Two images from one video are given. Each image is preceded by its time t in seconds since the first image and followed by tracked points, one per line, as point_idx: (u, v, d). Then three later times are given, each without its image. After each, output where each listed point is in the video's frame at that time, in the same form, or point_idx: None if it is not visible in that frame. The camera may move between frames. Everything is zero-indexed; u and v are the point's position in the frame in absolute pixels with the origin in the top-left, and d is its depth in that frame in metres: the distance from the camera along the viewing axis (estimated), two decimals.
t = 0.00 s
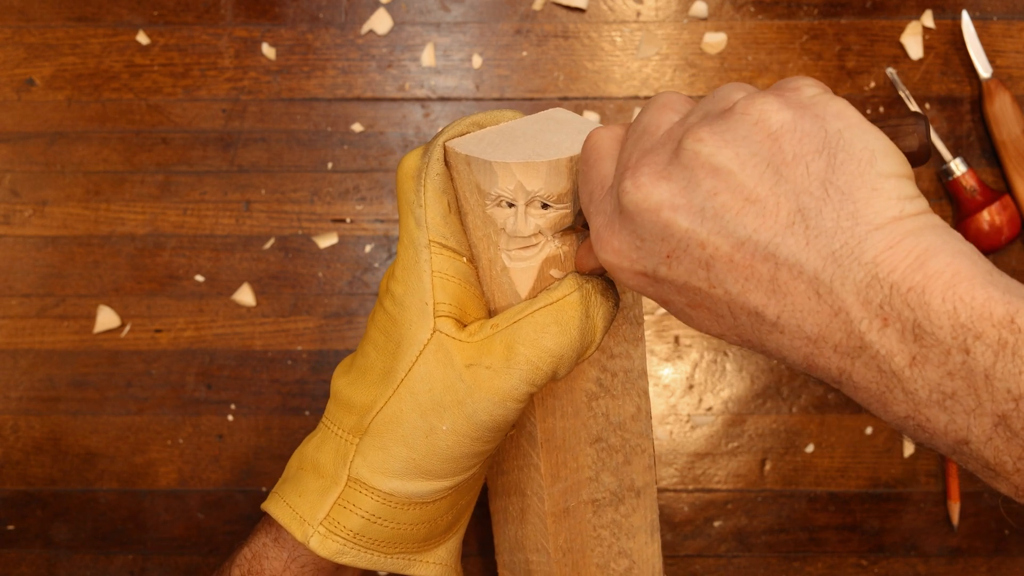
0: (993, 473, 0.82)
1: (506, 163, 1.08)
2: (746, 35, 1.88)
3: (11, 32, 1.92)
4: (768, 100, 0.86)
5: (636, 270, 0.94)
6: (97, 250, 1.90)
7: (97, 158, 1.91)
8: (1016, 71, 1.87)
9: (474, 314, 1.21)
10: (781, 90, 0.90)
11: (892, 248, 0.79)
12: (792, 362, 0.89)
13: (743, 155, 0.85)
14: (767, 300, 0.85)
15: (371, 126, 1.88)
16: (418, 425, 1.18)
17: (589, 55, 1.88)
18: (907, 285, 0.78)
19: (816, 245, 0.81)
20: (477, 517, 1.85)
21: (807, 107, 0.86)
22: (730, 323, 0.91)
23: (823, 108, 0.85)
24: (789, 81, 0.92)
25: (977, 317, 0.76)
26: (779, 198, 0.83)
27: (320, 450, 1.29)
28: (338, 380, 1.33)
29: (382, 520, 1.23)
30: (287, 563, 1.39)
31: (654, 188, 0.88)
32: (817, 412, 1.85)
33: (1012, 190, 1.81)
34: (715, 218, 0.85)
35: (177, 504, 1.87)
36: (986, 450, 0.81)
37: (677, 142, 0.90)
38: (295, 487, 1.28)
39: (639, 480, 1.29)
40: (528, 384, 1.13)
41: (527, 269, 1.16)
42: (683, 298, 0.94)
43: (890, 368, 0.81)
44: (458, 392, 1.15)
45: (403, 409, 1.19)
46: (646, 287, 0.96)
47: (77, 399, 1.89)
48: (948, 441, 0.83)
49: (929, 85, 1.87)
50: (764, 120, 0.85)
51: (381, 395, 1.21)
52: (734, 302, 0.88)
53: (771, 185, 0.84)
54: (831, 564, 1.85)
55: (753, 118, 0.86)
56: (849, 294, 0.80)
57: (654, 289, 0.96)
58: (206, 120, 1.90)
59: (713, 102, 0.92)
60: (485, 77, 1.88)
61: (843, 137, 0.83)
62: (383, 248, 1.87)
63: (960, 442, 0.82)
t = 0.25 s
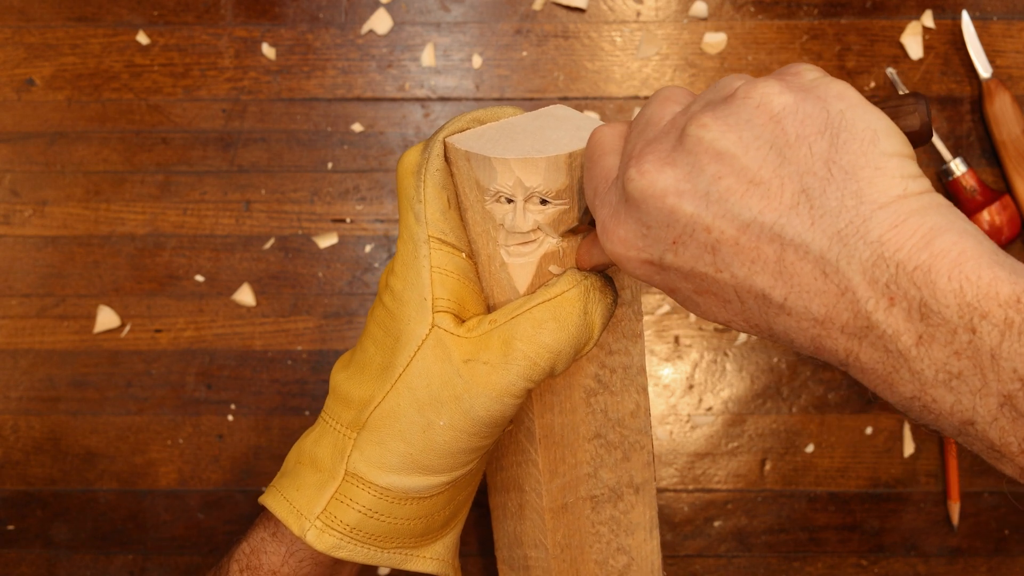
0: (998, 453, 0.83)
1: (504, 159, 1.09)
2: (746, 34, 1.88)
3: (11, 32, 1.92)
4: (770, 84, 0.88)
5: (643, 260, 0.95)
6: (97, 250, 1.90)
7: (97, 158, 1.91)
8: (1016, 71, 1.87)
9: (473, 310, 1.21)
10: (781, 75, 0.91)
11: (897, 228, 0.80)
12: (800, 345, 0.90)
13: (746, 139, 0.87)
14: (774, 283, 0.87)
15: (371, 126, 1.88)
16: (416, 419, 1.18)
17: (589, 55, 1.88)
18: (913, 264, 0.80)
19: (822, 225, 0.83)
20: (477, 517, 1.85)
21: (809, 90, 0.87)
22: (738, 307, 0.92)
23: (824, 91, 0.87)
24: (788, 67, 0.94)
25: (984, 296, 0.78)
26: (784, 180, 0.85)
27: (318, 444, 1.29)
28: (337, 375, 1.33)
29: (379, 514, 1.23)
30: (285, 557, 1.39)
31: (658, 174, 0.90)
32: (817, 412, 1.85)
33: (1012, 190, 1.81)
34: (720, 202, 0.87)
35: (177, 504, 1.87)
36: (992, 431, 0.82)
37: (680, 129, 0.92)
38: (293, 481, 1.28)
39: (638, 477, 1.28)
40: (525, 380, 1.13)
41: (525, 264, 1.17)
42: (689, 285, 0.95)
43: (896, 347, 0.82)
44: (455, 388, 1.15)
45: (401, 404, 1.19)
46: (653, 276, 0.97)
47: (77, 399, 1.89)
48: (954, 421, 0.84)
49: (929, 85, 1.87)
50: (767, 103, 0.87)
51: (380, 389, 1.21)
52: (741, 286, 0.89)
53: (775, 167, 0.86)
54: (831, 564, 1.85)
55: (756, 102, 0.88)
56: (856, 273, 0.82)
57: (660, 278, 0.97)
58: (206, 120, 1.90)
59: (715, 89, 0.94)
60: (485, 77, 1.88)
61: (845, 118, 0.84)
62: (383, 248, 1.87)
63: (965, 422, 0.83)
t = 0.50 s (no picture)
0: (1002, 449, 0.83)
1: (501, 159, 1.08)
2: (746, 35, 1.88)
3: (11, 32, 1.92)
4: (770, 81, 0.88)
5: (646, 259, 0.95)
6: (97, 250, 1.90)
7: (97, 158, 1.91)
8: (1016, 72, 1.87)
9: (470, 308, 1.20)
10: (779, 71, 0.91)
11: (901, 223, 0.81)
12: (805, 342, 0.91)
13: (748, 137, 0.86)
14: (779, 281, 0.87)
15: (371, 126, 1.88)
16: (413, 419, 1.18)
17: (589, 55, 1.88)
18: (918, 260, 0.80)
19: (827, 222, 0.83)
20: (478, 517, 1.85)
21: (808, 87, 0.87)
22: (742, 305, 0.92)
23: (823, 87, 0.86)
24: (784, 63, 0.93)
25: (988, 291, 0.78)
26: (787, 177, 0.85)
27: (316, 442, 1.29)
28: (335, 372, 1.33)
29: (376, 512, 1.23)
30: (285, 555, 1.39)
31: (660, 174, 0.89)
32: (817, 412, 1.85)
33: (1012, 190, 1.81)
34: (724, 201, 0.87)
35: (177, 504, 1.87)
36: (996, 425, 0.82)
37: (679, 127, 0.92)
38: (290, 478, 1.29)
39: (638, 476, 1.28)
40: (522, 380, 1.13)
41: (522, 264, 1.17)
42: (693, 284, 0.95)
43: (902, 343, 0.83)
44: (452, 387, 1.15)
45: (398, 403, 1.19)
46: (655, 274, 0.97)
47: (77, 399, 1.89)
48: (958, 416, 0.85)
49: (929, 85, 1.87)
50: (767, 101, 0.87)
51: (377, 388, 1.21)
52: (746, 285, 0.89)
53: (778, 165, 0.86)
54: (831, 564, 1.85)
55: (757, 100, 0.87)
56: (862, 270, 0.82)
57: (663, 277, 0.97)
58: (207, 120, 1.90)
59: (714, 87, 0.94)
60: (486, 77, 1.88)
61: (846, 115, 0.84)
62: (383, 248, 1.87)
63: (970, 417, 0.84)
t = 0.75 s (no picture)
0: (1010, 440, 0.83)
1: (506, 157, 1.09)
2: (746, 35, 1.88)
3: (10, 32, 1.92)
4: (775, 72, 0.88)
5: (654, 252, 0.96)
6: (97, 250, 1.90)
7: (97, 158, 1.91)
8: (1016, 72, 1.87)
9: (474, 306, 1.20)
10: (784, 62, 0.91)
11: (908, 212, 0.81)
12: (813, 331, 0.91)
13: (752, 128, 0.87)
14: (786, 270, 0.88)
15: (371, 126, 1.88)
16: (415, 415, 1.18)
17: (589, 55, 1.88)
18: (924, 248, 0.80)
19: (832, 211, 0.83)
20: (479, 517, 1.85)
21: (813, 76, 0.88)
22: (750, 296, 0.93)
23: (827, 77, 0.87)
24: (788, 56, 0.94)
25: (996, 279, 0.78)
26: (791, 168, 0.86)
27: (318, 439, 1.29)
28: (338, 370, 1.33)
29: (377, 508, 1.23)
30: (286, 551, 1.39)
31: (665, 167, 0.91)
32: (817, 412, 1.85)
33: (1012, 190, 1.81)
34: (728, 192, 0.88)
35: (177, 504, 1.87)
36: (1004, 415, 0.82)
37: (684, 121, 0.93)
38: (292, 474, 1.29)
39: (640, 476, 1.28)
40: (525, 378, 1.13)
41: (526, 262, 1.17)
42: (701, 277, 0.96)
43: (909, 332, 0.83)
44: (454, 383, 1.15)
45: (401, 399, 1.19)
46: (664, 269, 0.98)
47: (77, 399, 1.89)
48: (966, 407, 0.85)
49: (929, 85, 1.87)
50: (772, 91, 0.87)
51: (380, 384, 1.21)
52: (752, 275, 0.90)
53: (782, 156, 0.86)
54: (831, 564, 1.85)
55: (761, 90, 0.88)
56: (868, 259, 0.83)
57: (672, 271, 0.98)
58: (207, 120, 1.90)
59: (720, 79, 0.94)
60: (485, 77, 1.88)
61: (851, 104, 0.84)
62: (383, 248, 1.87)
63: (977, 407, 0.84)
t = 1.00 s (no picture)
0: None
1: (490, 148, 1.08)
2: (746, 35, 1.88)
3: (11, 32, 1.92)
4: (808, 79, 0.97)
5: (736, 250, 0.87)
6: (97, 250, 1.90)
7: (97, 158, 1.91)
8: (1016, 71, 1.87)
9: (460, 297, 1.19)
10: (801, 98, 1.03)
11: (972, 174, 0.89)
12: (898, 313, 0.87)
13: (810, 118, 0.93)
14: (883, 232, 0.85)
15: (371, 126, 1.88)
16: (398, 406, 1.19)
17: (589, 55, 1.88)
18: (999, 201, 0.87)
19: (911, 175, 0.88)
20: (478, 515, 1.85)
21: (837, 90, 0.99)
22: (841, 279, 0.86)
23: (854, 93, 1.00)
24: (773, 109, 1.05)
25: None
26: (859, 147, 0.91)
27: (302, 427, 1.30)
28: (325, 359, 1.33)
29: (359, 498, 1.24)
30: (269, 540, 1.39)
31: (740, 155, 0.90)
32: (817, 412, 1.85)
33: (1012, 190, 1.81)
34: (809, 167, 0.89)
35: (177, 504, 1.87)
36: None
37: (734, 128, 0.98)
38: (275, 462, 1.30)
39: (632, 467, 1.29)
40: (514, 379, 1.13)
41: (512, 253, 1.15)
42: (786, 270, 0.87)
43: (998, 280, 0.85)
44: (439, 376, 1.15)
45: (384, 390, 1.19)
46: (742, 273, 0.87)
47: (77, 399, 1.89)
48: None
49: (929, 85, 1.87)
50: (820, 93, 0.95)
51: (365, 374, 1.21)
52: (852, 245, 0.85)
53: (848, 138, 0.92)
54: (831, 564, 1.85)
55: (808, 93, 0.96)
56: (953, 211, 0.86)
57: (751, 274, 0.87)
58: (207, 120, 1.90)
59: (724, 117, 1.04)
60: (485, 77, 1.88)
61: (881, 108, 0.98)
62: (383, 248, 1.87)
63: None
